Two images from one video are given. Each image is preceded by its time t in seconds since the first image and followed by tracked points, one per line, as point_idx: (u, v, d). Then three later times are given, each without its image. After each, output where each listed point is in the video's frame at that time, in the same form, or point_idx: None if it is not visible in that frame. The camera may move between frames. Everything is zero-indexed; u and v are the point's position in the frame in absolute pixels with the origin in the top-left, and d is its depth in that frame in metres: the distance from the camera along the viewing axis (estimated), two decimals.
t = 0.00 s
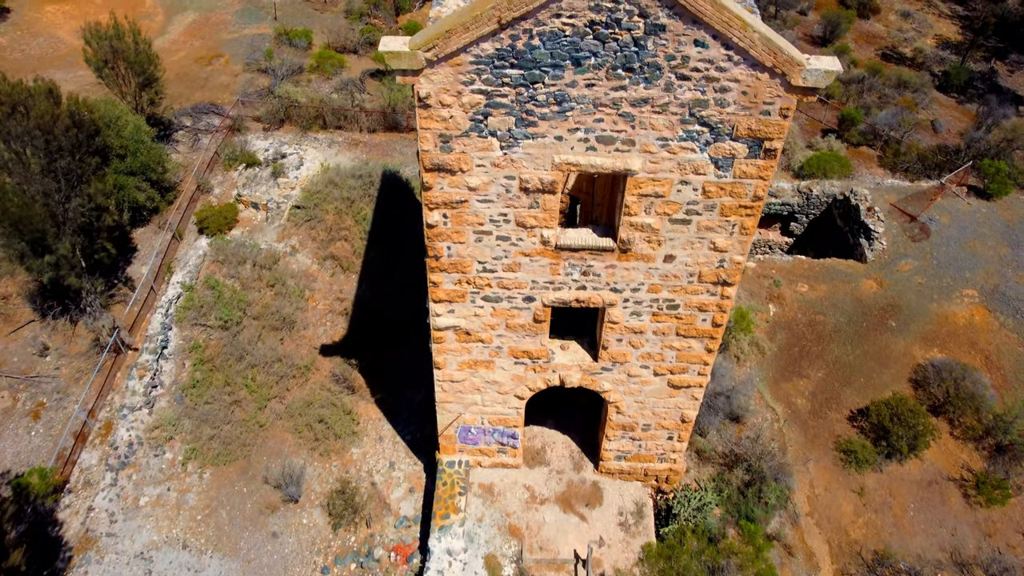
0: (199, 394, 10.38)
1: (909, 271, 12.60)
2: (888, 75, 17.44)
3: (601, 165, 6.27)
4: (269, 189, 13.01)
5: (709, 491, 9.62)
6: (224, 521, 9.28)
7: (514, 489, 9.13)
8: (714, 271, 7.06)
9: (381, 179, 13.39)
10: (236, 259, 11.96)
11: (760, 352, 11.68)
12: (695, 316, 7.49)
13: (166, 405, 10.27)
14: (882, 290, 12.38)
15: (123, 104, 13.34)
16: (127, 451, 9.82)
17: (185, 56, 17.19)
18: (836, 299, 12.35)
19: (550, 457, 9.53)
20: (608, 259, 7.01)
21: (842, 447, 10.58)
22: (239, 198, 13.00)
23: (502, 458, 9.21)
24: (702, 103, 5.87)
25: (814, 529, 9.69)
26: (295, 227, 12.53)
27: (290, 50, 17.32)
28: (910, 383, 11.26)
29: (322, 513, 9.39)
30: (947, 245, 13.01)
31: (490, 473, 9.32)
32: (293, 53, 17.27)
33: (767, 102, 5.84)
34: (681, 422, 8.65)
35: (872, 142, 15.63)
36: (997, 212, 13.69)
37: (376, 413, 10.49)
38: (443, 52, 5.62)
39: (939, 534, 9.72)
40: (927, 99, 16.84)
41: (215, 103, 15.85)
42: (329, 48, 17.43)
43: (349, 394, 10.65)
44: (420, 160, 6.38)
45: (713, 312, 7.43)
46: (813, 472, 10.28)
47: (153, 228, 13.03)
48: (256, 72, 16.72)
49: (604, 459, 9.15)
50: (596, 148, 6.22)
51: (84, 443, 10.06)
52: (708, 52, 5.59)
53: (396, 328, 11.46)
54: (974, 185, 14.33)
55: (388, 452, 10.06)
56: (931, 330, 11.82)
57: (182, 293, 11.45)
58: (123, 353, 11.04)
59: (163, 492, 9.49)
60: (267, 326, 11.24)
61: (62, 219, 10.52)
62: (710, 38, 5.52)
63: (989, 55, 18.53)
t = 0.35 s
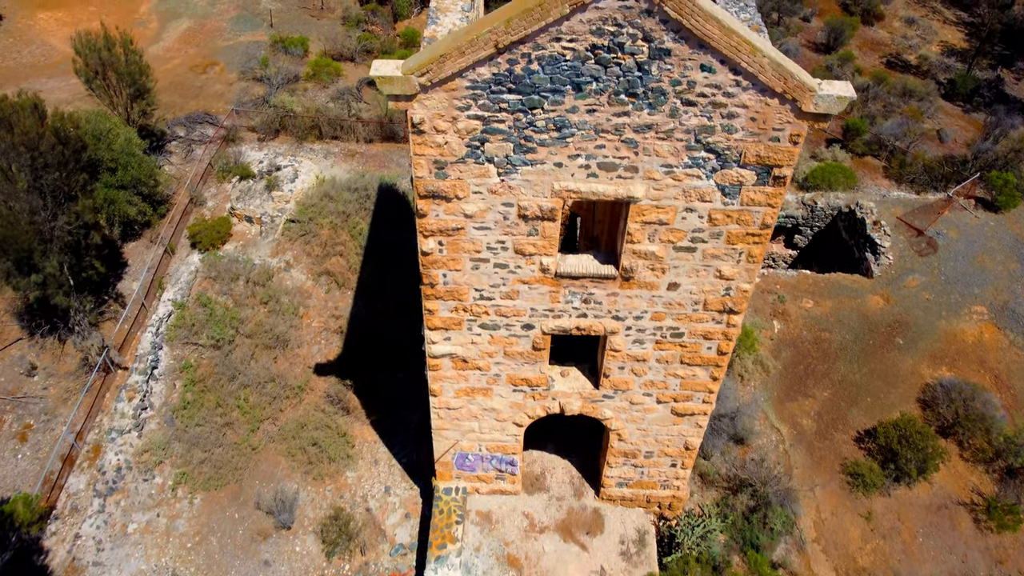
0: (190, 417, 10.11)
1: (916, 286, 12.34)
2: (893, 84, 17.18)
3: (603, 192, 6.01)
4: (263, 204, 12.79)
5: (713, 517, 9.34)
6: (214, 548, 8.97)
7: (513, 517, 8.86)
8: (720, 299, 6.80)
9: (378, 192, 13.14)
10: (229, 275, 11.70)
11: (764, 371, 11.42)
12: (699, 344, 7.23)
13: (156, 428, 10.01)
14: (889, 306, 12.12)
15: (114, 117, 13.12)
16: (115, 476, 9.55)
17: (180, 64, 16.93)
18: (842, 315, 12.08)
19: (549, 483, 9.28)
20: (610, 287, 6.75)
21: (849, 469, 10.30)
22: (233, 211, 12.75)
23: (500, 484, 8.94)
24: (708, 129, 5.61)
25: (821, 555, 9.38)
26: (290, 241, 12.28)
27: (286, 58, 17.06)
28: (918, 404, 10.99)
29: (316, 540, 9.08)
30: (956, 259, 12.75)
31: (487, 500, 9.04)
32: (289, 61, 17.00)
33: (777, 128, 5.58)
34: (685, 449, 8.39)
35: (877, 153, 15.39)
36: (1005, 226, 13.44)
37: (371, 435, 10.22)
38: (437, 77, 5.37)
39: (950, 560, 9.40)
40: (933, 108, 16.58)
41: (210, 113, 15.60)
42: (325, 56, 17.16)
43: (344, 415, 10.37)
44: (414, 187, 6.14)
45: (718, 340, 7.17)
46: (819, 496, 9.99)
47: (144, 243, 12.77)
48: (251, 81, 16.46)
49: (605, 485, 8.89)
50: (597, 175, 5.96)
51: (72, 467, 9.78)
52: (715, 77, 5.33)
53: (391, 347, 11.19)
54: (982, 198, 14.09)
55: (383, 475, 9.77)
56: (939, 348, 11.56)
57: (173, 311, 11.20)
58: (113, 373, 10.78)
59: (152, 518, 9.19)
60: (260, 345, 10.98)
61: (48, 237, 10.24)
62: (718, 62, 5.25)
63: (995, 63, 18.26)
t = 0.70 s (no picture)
0: (183, 438, 9.88)
1: (924, 301, 12.11)
2: (898, 92, 16.95)
3: (606, 220, 5.79)
4: (258, 218, 12.54)
5: (719, 542, 9.07)
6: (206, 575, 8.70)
7: (513, 544, 8.63)
8: (727, 327, 6.57)
9: (375, 205, 12.91)
10: (223, 291, 11.48)
11: (769, 389, 11.19)
12: (705, 372, 7.00)
13: (147, 449, 9.78)
14: (896, 322, 11.88)
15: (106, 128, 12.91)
16: (106, 501, 9.29)
17: (175, 72, 16.71)
18: (849, 331, 11.84)
19: (550, 508, 9.05)
20: (613, 314, 6.53)
21: (856, 491, 10.06)
22: (228, 225, 12.54)
23: (500, 510, 8.70)
24: (716, 156, 5.39)
25: None
26: (285, 255, 12.06)
27: (283, 67, 16.82)
28: (926, 423, 10.76)
29: (310, 566, 8.80)
30: (964, 274, 12.52)
31: (487, 526, 8.81)
32: (286, 69, 16.78)
33: (787, 155, 5.36)
34: (690, 475, 8.16)
35: (883, 163, 15.17)
36: (1013, 239, 13.22)
37: (368, 456, 9.97)
38: (434, 103, 5.15)
39: None
40: (939, 117, 16.37)
41: (205, 122, 15.38)
42: (323, 64, 16.93)
43: (339, 435, 10.13)
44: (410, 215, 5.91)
45: (725, 368, 6.95)
46: (826, 518, 9.75)
47: (138, 257, 12.55)
48: (248, 89, 16.24)
49: (608, 511, 8.66)
50: (600, 203, 5.74)
51: (62, 489, 9.54)
52: (723, 103, 5.10)
53: (388, 364, 10.95)
54: (989, 210, 13.87)
55: (380, 498, 9.53)
56: (947, 366, 11.33)
57: (167, 328, 10.99)
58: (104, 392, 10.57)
59: (143, 544, 8.92)
60: (254, 363, 10.76)
61: (38, 255, 10.12)
62: (726, 88, 5.03)
63: (1001, 70, 18.03)
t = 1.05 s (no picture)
0: (175, 465, 9.61)
1: (931, 321, 11.89)
2: (903, 103, 16.73)
3: (608, 258, 5.57)
4: (253, 235, 12.20)
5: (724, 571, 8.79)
6: None
7: None
8: (733, 363, 6.35)
9: (372, 222, 12.69)
10: (217, 311, 11.26)
11: (773, 411, 10.96)
12: (710, 408, 6.78)
13: (138, 476, 9.51)
14: (903, 342, 11.66)
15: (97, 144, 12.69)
16: (95, 531, 8.98)
17: (171, 83, 16.49)
18: (854, 351, 11.61)
19: (550, 540, 8.83)
20: (615, 351, 6.31)
21: (863, 518, 9.82)
22: (222, 241, 12.31)
23: (498, 542, 8.47)
24: (723, 193, 5.17)
25: None
26: (280, 274, 11.84)
27: (279, 78, 16.59)
28: (934, 448, 10.53)
29: None
30: (972, 292, 12.30)
31: (485, 558, 8.57)
32: (283, 79, 16.56)
33: (797, 193, 5.14)
34: (694, 509, 7.93)
35: (888, 176, 14.94)
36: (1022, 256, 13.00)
37: (364, 482, 9.74)
38: (429, 140, 4.93)
39: None
40: (945, 128, 16.15)
41: (201, 135, 15.16)
42: (320, 75, 16.72)
43: (335, 461, 9.89)
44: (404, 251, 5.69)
45: (730, 404, 6.72)
46: (832, 547, 9.52)
47: (131, 275, 12.32)
48: (244, 101, 16.03)
49: (609, 543, 8.43)
50: (602, 240, 5.51)
51: (50, 518, 9.31)
52: (731, 140, 4.87)
53: (386, 386, 10.72)
54: (997, 226, 13.65)
55: (376, 526, 9.29)
56: (955, 388, 11.11)
57: (159, 350, 10.75)
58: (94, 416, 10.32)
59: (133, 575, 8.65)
60: (249, 385, 10.54)
61: (26, 279, 10.07)
62: (734, 125, 4.80)
63: (1007, 80, 17.81)
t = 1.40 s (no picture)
0: (166, 489, 9.39)
1: (938, 338, 11.70)
2: (908, 113, 16.53)
3: (610, 292, 5.37)
4: (248, 249, 12.10)
5: None
6: None
7: None
8: (739, 397, 6.15)
9: (370, 236, 12.47)
10: (211, 329, 11.05)
11: (777, 432, 10.75)
12: (715, 440, 6.58)
13: (129, 500, 9.29)
14: (910, 360, 11.46)
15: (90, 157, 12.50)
16: (85, 557, 8.77)
17: (166, 92, 16.30)
18: (860, 369, 11.41)
19: (550, 568, 8.64)
20: (617, 384, 6.11)
21: (869, 542, 9.61)
22: (217, 256, 12.13)
23: (497, 571, 8.26)
24: (730, 229, 4.97)
25: None
26: (276, 290, 11.64)
27: (276, 87, 16.40)
28: (942, 470, 10.33)
29: None
30: (979, 309, 12.11)
31: None
32: (280, 89, 16.37)
33: (808, 228, 4.95)
34: (698, 539, 7.72)
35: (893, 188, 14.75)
36: None
37: (360, 506, 9.51)
38: (424, 174, 4.74)
39: None
40: (950, 139, 15.96)
41: (196, 145, 14.97)
42: (317, 84, 16.52)
43: (330, 484, 9.66)
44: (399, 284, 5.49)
45: (736, 437, 6.53)
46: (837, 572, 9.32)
47: (124, 291, 12.12)
48: (240, 111, 15.83)
49: (611, 572, 8.22)
50: (604, 274, 5.31)
51: (39, 544, 9.06)
52: (739, 175, 4.68)
53: (383, 407, 10.50)
54: (1004, 240, 13.47)
55: (372, 552, 9.05)
56: (963, 408, 10.91)
57: (151, 370, 10.55)
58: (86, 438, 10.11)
59: None
60: (243, 406, 10.34)
61: (13, 300, 9.94)
62: (743, 160, 4.61)
63: (1012, 89, 17.62)
